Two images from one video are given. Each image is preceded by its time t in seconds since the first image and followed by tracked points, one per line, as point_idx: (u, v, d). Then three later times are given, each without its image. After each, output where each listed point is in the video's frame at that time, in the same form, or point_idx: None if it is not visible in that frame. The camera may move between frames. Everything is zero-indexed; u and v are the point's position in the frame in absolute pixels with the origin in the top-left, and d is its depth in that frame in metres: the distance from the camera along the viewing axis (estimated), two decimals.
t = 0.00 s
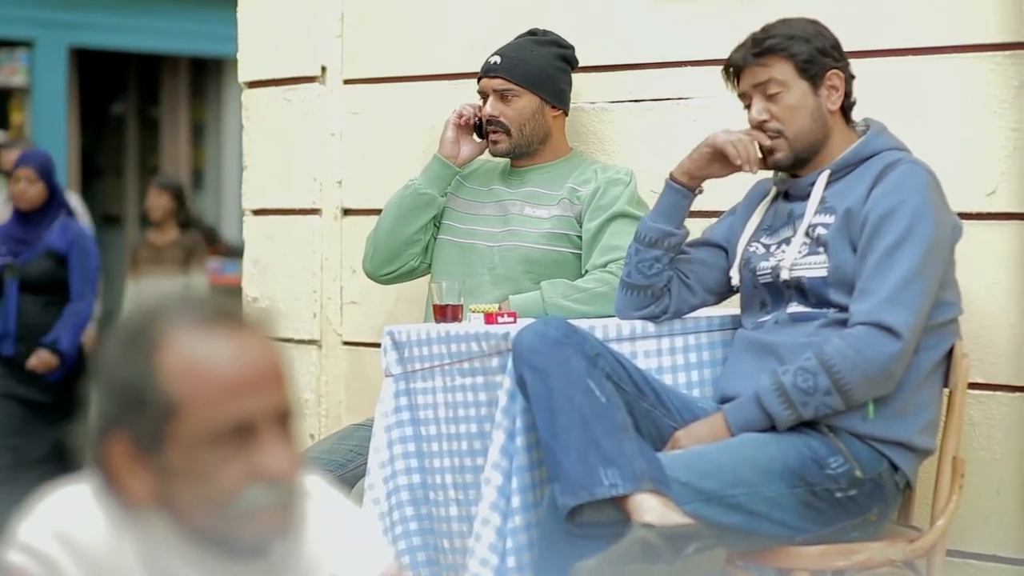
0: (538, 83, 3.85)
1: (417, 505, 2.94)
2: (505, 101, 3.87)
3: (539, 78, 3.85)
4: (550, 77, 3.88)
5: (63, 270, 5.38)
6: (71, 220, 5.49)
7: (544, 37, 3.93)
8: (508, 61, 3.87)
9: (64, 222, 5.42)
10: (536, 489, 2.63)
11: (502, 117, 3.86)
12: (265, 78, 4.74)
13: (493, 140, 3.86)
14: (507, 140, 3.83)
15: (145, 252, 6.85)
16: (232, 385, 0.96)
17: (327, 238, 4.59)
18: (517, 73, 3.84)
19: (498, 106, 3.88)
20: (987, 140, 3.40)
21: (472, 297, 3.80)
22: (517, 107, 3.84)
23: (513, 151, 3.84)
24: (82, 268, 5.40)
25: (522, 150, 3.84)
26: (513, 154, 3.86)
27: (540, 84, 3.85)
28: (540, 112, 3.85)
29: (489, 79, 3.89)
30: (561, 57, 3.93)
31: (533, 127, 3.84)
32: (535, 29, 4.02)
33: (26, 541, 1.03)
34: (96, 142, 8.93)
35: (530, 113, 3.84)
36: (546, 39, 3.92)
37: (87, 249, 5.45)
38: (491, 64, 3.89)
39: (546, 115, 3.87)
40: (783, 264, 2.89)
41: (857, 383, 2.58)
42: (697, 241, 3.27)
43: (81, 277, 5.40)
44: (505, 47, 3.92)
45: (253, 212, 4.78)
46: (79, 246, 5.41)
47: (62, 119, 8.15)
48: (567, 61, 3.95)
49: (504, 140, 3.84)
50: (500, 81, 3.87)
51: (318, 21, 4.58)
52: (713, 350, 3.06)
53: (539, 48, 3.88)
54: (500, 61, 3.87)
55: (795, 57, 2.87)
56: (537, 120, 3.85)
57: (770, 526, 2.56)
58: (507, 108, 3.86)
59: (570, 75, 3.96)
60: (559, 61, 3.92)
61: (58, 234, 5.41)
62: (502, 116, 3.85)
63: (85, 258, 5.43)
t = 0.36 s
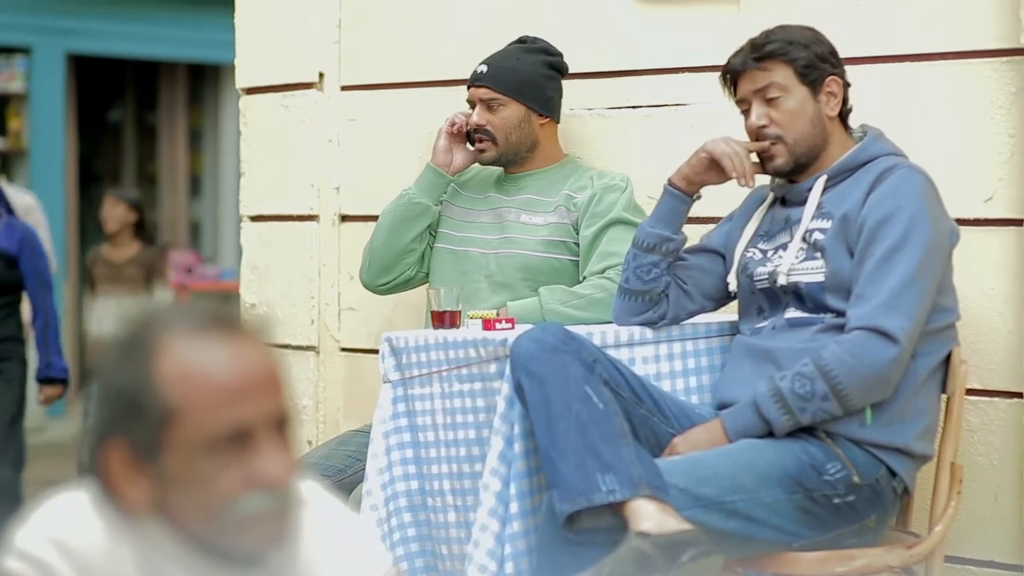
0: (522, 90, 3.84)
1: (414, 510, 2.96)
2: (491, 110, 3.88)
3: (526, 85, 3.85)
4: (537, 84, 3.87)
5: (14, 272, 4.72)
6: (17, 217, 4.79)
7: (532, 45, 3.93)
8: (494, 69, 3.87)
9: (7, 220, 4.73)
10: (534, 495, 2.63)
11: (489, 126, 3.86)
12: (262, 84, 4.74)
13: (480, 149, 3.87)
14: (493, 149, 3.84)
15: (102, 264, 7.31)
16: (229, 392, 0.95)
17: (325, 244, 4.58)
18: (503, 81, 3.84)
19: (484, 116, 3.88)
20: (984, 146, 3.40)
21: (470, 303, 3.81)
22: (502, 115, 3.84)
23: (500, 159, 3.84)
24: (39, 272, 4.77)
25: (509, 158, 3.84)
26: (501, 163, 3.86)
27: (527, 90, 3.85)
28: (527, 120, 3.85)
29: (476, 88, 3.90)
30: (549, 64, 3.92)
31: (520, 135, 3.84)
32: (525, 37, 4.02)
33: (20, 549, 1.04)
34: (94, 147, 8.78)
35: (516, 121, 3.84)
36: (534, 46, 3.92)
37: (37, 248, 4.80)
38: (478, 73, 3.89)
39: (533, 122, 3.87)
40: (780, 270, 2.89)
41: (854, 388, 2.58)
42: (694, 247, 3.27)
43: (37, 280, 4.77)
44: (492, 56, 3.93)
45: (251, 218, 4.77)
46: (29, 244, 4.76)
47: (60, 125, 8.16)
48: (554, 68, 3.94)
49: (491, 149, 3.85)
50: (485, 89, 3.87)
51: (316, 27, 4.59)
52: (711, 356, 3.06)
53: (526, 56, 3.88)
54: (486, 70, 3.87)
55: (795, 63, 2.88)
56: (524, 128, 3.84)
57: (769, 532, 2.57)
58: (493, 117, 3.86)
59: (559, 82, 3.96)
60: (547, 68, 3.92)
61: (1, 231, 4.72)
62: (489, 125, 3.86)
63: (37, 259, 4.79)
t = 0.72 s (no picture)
0: (507, 93, 3.84)
1: (418, 513, 2.95)
2: (478, 115, 3.87)
3: (510, 87, 3.85)
4: (523, 86, 3.87)
5: None
6: None
7: (514, 47, 3.93)
8: (478, 75, 3.87)
9: None
10: (539, 498, 2.63)
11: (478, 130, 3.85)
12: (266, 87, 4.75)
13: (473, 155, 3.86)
14: (485, 153, 3.83)
15: (55, 259, 6.93)
16: (234, 396, 0.89)
17: (329, 246, 4.59)
18: (487, 85, 3.84)
19: (473, 121, 3.87)
20: (988, 148, 3.40)
21: (474, 306, 3.81)
22: (490, 118, 3.84)
23: (492, 163, 3.83)
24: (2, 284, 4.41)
25: (502, 161, 3.83)
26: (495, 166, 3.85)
27: (512, 93, 3.85)
28: (515, 120, 3.84)
29: (462, 95, 3.90)
30: (532, 64, 3.92)
31: (509, 137, 3.83)
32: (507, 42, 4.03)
33: (25, 551, 1.00)
34: (99, 150, 8.80)
35: (503, 123, 3.83)
36: (516, 49, 3.92)
37: None
38: (463, 81, 3.90)
39: (522, 123, 3.86)
40: (784, 273, 2.89)
41: (859, 392, 2.58)
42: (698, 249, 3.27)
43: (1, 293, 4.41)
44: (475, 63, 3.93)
45: (255, 220, 4.78)
46: None
47: (64, 127, 8.17)
48: (540, 68, 3.94)
49: (483, 154, 3.84)
50: (471, 95, 3.86)
51: (319, 30, 4.59)
52: (715, 358, 3.05)
53: (508, 59, 3.89)
54: (469, 76, 3.88)
55: (805, 64, 2.88)
56: (512, 129, 3.83)
57: (774, 535, 2.56)
58: (481, 121, 3.85)
59: (545, 82, 3.95)
60: (531, 68, 3.92)
61: None
62: (478, 130, 3.85)
63: None
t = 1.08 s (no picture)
0: (524, 96, 3.85)
1: (427, 517, 2.97)
2: (494, 116, 3.88)
3: (529, 90, 3.85)
4: (541, 89, 3.87)
5: None
6: None
7: (536, 51, 3.94)
8: (497, 76, 3.88)
9: None
10: (547, 502, 2.63)
11: (493, 131, 3.87)
12: (274, 92, 4.77)
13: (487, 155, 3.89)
14: (498, 154, 3.86)
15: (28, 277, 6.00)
16: (258, 418, 0.77)
17: (336, 251, 4.60)
18: (505, 87, 3.85)
19: (488, 122, 3.88)
20: (996, 152, 3.40)
21: (481, 310, 3.81)
22: (506, 120, 3.85)
23: (505, 165, 3.85)
24: None
25: (514, 163, 3.85)
26: (507, 168, 3.87)
27: (530, 95, 3.85)
28: (531, 124, 3.84)
29: (480, 95, 3.91)
30: (553, 69, 3.93)
31: (524, 139, 3.84)
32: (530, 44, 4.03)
33: (35, 555, 1.00)
34: (106, 154, 8.90)
35: (519, 126, 3.84)
36: (537, 52, 3.93)
37: None
38: (482, 80, 3.91)
39: (537, 127, 3.86)
40: (792, 279, 2.89)
41: (867, 397, 2.58)
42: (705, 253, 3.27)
43: None
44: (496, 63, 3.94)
45: (263, 225, 4.79)
46: None
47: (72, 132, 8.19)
48: (559, 73, 3.94)
49: (497, 155, 3.86)
50: (489, 96, 3.88)
51: (327, 35, 4.60)
52: (723, 363, 3.05)
53: (529, 62, 3.89)
54: (489, 77, 3.89)
55: (808, 69, 2.88)
56: (528, 132, 3.84)
57: (781, 540, 2.56)
58: (497, 122, 3.86)
59: (564, 87, 3.95)
60: (551, 73, 3.92)
61: None
62: (492, 131, 3.86)
63: None
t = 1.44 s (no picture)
0: (530, 94, 3.86)
1: (434, 522, 2.96)
2: (500, 113, 3.91)
3: (534, 89, 3.86)
4: (548, 89, 3.88)
5: None
6: None
7: (546, 52, 3.95)
8: (504, 74, 3.90)
9: None
10: (554, 507, 2.64)
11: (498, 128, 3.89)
12: (281, 96, 4.77)
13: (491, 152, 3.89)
14: (502, 151, 3.86)
15: None
16: (289, 456, 0.85)
17: (344, 255, 4.60)
18: (511, 84, 3.87)
19: (494, 119, 3.91)
20: (1003, 157, 3.40)
21: (488, 315, 3.80)
22: (511, 118, 3.87)
23: (508, 162, 3.85)
24: None
25: (517, 161, 3.85)
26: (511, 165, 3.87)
27: (534, 94, 3.86)
28: (535, 122, 3.87)
29: (487, 93, 3.94)
30: (561, 71, 3.94)
31: (528, 137, 3.86)
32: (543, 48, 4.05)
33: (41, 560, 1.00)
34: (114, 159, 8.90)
35: (523, 123, 3.86)
36: (546, 53, 3.94)
37: None
38: (490, 78, 3.94)
39: (541, 125, 3.88)
40: (800, 284, 2.89)
41: (875, 403, 2.57)
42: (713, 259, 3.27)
43: None
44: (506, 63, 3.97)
45: (271, 229, 4.80)
46: None
47: (80, 139, 8.18)
48: (568, 75, 3.96)
49: (501, 151, 3.87)
50: (495, 93, 3.90)
51: (335, 40, 4.61)
52: (731, 367, 3.05)
53: (537, 62, 3.91)
54: (496, 75, 3.91)
55: (817, 73, 2.88)
56: (531, 130, 3.86)
57: (787, 544, 2.57)
58: (502, 119, 3.89)
59: (572, 89, 3.96)
60: (559, 74, 3.93)
61: None
62: (497, 127, 3.88)
63: None
